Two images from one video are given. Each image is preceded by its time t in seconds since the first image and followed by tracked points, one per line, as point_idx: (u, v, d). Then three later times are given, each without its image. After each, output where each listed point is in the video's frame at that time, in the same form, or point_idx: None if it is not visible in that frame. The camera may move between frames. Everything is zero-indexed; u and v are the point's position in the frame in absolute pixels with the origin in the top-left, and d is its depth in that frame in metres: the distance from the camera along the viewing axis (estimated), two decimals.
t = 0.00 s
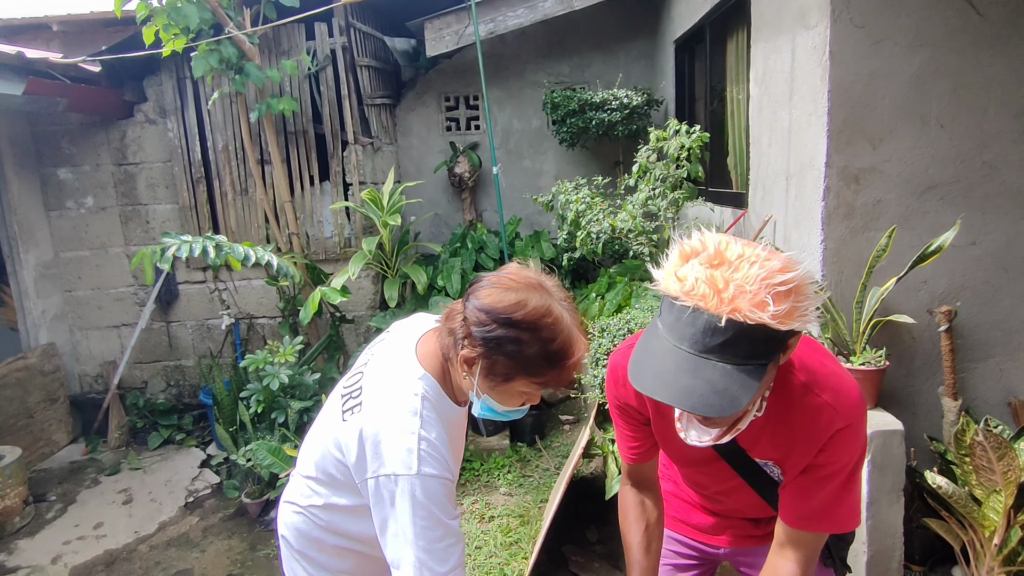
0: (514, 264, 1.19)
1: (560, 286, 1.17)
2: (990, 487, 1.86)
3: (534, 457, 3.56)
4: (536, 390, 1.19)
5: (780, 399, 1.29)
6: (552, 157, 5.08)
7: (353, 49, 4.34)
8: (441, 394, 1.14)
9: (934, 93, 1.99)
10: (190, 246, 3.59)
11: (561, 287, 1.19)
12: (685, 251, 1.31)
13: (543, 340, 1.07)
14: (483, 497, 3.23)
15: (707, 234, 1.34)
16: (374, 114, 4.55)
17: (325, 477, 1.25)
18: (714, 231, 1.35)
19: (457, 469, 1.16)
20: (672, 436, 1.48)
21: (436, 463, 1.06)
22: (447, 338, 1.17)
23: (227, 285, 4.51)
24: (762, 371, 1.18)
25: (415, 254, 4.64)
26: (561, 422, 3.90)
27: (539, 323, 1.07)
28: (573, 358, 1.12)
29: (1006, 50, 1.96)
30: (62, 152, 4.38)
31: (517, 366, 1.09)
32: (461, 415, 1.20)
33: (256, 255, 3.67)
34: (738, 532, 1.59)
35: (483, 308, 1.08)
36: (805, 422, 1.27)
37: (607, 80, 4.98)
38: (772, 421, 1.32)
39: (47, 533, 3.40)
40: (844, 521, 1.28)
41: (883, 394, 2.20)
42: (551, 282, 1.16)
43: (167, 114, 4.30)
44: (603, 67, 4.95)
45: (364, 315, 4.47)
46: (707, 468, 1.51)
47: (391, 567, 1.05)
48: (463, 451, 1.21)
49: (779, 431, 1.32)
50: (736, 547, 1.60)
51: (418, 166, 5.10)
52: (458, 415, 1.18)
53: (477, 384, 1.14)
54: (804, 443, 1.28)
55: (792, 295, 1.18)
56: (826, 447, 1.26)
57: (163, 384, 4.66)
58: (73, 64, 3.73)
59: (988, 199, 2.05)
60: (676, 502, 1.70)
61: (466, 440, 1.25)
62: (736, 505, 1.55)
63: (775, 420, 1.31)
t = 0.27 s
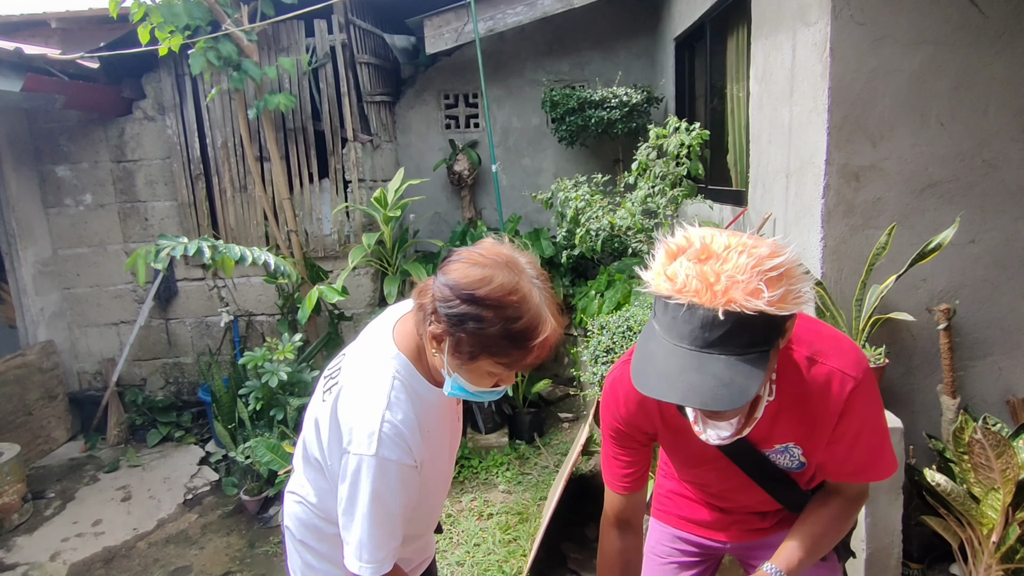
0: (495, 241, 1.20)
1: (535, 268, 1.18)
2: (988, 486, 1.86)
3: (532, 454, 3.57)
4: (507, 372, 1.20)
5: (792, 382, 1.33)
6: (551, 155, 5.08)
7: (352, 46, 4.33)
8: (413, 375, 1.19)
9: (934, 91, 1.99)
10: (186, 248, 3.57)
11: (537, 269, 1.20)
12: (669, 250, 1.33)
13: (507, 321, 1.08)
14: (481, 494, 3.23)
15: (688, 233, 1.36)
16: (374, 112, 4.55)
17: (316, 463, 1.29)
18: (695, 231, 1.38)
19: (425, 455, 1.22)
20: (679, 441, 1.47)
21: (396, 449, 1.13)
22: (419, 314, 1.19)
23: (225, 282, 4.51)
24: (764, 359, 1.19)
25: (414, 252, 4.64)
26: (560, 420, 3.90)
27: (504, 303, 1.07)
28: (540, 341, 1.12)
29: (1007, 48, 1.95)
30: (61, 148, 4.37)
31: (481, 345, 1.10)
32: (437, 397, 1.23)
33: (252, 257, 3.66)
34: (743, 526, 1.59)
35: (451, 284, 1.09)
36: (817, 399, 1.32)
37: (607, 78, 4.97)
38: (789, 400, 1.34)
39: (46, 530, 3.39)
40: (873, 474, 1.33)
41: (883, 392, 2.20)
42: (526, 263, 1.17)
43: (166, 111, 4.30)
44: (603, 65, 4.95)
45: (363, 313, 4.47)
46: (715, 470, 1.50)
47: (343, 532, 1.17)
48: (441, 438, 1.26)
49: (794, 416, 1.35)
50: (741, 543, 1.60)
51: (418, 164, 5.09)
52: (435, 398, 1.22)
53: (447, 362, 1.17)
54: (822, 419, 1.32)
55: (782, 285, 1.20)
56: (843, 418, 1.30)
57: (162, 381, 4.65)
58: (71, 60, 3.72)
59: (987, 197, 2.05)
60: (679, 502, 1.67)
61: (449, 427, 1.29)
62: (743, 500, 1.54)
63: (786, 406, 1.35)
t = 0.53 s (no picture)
0: (469, 222, 1.21)
1: (509, 249, 1.18)
2: (987, 484, 1.86)
3: (532, 453, 3.57)
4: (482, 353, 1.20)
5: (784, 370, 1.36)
6: (551, 153, 5.07)
7: (352, 44, 4.33)
8: (388, 359, 1.20)
9: (935, 90, 1.99)
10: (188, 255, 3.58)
11: (511, 250, 1.20)
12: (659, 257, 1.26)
13: (474, 298, 1.08)
14: (481, 492, 3.23)
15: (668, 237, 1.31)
16: (374, 110, 4.54)
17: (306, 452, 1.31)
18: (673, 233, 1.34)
19: (399, 442, 1.22)
20: (677, 439, 1.47)
21: (367, 432, 1.14)
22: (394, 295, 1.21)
23: (225, 280, 4.51)
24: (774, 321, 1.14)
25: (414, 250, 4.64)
26: (560, 418, 3.90)
27: (471, 280, 1.08)
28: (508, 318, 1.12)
29: (1008, 47, 1.95)
30: (60, 146, 4.36)
31: (452, 322, 1.09)
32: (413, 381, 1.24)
33: (255, 258, 3.66)
34: (743, 523, 1.57)
35: (422, 264, 1.10)
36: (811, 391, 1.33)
37: (607, 77, 4.97)
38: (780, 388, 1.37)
39: (46, 528, 3.39)
40: (860, 463, 1.33)
41: (882, 391, 2.21)
42: (499, 244, 1.17)
43: (165, 108, 4.29)
44: (603, 63, 4.94)
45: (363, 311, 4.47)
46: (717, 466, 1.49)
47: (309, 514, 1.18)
48: (422, 426, 1.26)
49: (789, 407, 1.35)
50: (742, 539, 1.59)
51: (418, 162, 5.09)
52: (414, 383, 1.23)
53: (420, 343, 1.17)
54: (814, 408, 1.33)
55: (786, 231, 1.18)
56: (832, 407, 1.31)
57: (162, 379, 4.65)
58: (71, 57, 3.71)
59: (987, 196, 2.05)
60: (675, 502, 1.66)
61: (433, 415, 1.30)
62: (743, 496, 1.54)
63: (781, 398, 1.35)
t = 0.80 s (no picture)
0: (443, 185, 1.23)
1: (480, 209, 1.19)
2: (990, 483, 1.85)
3: (533, 451, 3.57)
4: (454, 313, 1.18)
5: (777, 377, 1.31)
6: (552, 151, 5.07)
7: (353, 41, 4.32)
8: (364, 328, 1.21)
9: (938, 87, 1.98)
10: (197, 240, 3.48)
11: (483, 211, 1.21)
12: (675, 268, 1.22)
13: (435, 245, 1.07)
14: (482, 490, 3.22)
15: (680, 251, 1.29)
16: (374, 107, 4.54)
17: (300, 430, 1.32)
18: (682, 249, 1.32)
19: (374, 410, 1.21)
20: (667, 434, 1.45)
21: (335, 394, 1.14)
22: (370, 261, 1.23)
23: (225, 278, 4.50)
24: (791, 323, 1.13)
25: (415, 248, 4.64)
26: (560, 416, 3.89)
27: (434, 229, 1.08)
28: (472, 269, 1.10)
29: (1011, 44, 1.94)
30: (61, 143, 4.36)
31: (416, 272, 1.08)
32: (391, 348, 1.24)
33: (266, 249, 3.61)
34: (730, 518, 1.57)
35: (390, 217, 1.12)
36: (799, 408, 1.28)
37: (608, 74, 4.96)
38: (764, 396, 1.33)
39: (45, 525, 3.39)
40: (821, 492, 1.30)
41: (884, 389, 2.20)
42: (469, 204, 1.19)
43: (166, 105, 4.29)
44: (604, 61, 4.93)
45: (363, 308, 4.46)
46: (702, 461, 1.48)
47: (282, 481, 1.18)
48: (399, 396, 1.25)
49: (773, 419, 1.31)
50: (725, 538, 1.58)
51: (418, 159, 5.08)
52: (388, 351, 1.23)
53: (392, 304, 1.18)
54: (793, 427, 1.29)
55: (805, 234, 1.17)
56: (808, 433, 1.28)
57: (162, 377, 4.65)
58: (72, 54, 3.70)
59: (989, 194, 2.04)
60: (663, 499, 1.65)
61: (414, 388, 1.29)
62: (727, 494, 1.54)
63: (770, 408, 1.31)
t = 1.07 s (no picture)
0: (440, 154, 1.28)
1: (471, 173, 1.22)
2: (991, 483, 1.84)
3: (534, 450, 3.56)
4: (444, 273, 1.18)
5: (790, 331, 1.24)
6: (553, 150, 5.06)
7: (354, 40, 4.32)
8: (363, 294, 1.25)
9: (941, 86, 1.98)
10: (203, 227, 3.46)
11: (476, 177, 1.24)
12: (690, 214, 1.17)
13: (417, 203, 1.13)
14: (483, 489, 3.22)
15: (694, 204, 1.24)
16: (376, 106, 4.53)
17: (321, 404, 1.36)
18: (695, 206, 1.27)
19: (363, 375, 1.21)
20: (678, 415, 1.29)
21: (322, 352, 1.16)
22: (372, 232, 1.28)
23: (226, 276, 4.50)
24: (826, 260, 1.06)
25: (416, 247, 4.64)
26: (561, 415, 3.89)
27: (417, 189, 1.14)
28: (453, 223, 1.13)
29: (1014, 44, 1.94)
30: (62, 141, 4.35)
31: (401, 230, 1.13)
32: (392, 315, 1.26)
33: (270, 241, 3.61)
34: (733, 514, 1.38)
35: (383, 183, 1.19)
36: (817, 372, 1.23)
37: (609, 73, 4.96)
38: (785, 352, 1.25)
39: (46, 523, 3.39)
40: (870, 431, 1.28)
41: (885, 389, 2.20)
42: (461, 169, 1.22)
43: (167, 104, 4.29)
44: (605, 60, 4.93)
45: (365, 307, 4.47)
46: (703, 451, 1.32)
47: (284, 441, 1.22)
48: (392, 365, 1.23)
49: (796, 389, 1.25)
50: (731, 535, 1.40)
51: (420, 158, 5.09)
52: (384, 317, 1.24)
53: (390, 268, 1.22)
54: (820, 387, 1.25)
55: (824, 170, 1.12)
56: (837, 383, 1.24)
57: (163, 375, 4.65)
58: (74, 52, 3.70)
59: (992, 194, 2.04)
60: (663, 499, 1.43)
61: (412, 359, 1.26)
62: (728, 483, 1.35)
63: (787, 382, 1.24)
